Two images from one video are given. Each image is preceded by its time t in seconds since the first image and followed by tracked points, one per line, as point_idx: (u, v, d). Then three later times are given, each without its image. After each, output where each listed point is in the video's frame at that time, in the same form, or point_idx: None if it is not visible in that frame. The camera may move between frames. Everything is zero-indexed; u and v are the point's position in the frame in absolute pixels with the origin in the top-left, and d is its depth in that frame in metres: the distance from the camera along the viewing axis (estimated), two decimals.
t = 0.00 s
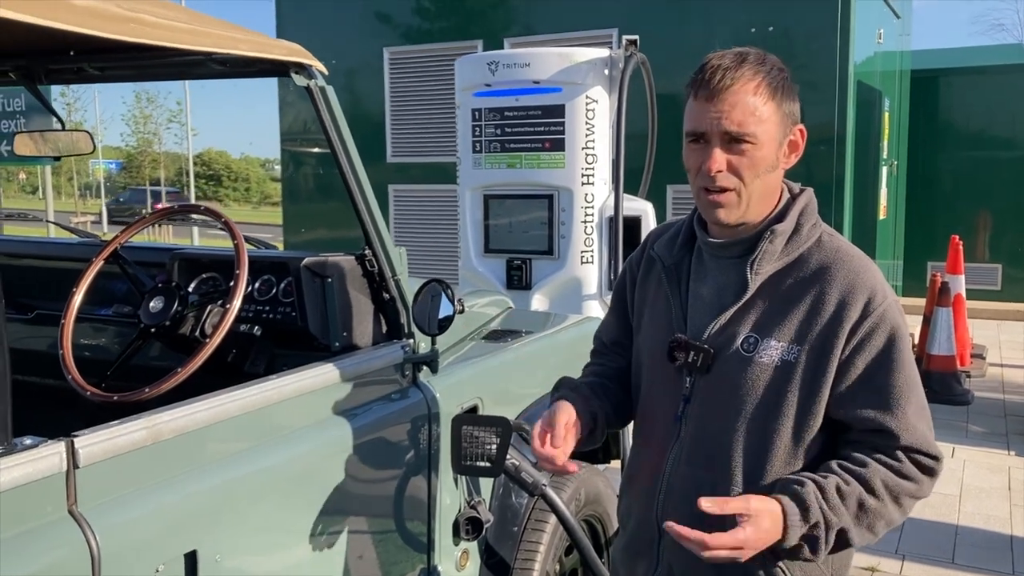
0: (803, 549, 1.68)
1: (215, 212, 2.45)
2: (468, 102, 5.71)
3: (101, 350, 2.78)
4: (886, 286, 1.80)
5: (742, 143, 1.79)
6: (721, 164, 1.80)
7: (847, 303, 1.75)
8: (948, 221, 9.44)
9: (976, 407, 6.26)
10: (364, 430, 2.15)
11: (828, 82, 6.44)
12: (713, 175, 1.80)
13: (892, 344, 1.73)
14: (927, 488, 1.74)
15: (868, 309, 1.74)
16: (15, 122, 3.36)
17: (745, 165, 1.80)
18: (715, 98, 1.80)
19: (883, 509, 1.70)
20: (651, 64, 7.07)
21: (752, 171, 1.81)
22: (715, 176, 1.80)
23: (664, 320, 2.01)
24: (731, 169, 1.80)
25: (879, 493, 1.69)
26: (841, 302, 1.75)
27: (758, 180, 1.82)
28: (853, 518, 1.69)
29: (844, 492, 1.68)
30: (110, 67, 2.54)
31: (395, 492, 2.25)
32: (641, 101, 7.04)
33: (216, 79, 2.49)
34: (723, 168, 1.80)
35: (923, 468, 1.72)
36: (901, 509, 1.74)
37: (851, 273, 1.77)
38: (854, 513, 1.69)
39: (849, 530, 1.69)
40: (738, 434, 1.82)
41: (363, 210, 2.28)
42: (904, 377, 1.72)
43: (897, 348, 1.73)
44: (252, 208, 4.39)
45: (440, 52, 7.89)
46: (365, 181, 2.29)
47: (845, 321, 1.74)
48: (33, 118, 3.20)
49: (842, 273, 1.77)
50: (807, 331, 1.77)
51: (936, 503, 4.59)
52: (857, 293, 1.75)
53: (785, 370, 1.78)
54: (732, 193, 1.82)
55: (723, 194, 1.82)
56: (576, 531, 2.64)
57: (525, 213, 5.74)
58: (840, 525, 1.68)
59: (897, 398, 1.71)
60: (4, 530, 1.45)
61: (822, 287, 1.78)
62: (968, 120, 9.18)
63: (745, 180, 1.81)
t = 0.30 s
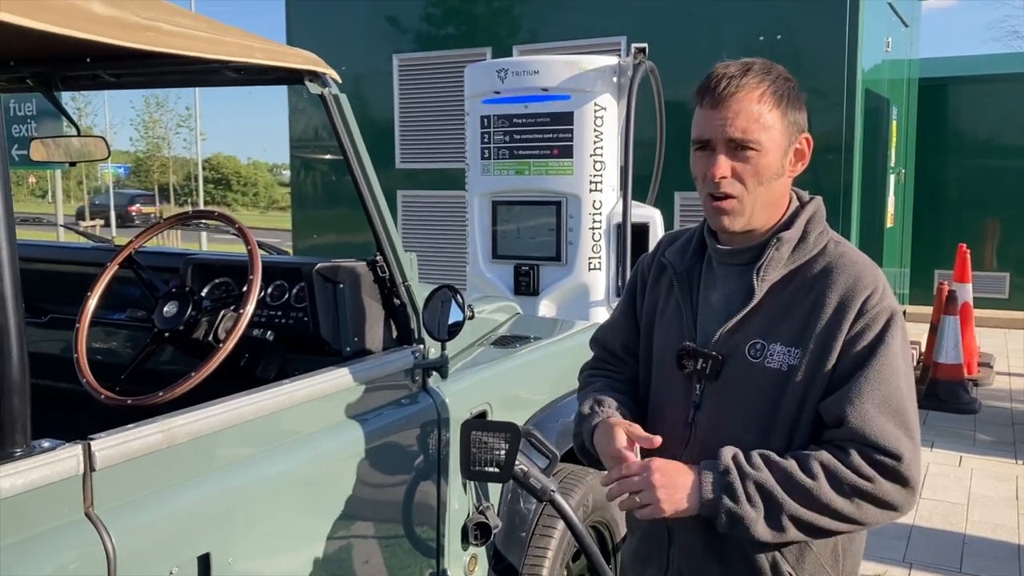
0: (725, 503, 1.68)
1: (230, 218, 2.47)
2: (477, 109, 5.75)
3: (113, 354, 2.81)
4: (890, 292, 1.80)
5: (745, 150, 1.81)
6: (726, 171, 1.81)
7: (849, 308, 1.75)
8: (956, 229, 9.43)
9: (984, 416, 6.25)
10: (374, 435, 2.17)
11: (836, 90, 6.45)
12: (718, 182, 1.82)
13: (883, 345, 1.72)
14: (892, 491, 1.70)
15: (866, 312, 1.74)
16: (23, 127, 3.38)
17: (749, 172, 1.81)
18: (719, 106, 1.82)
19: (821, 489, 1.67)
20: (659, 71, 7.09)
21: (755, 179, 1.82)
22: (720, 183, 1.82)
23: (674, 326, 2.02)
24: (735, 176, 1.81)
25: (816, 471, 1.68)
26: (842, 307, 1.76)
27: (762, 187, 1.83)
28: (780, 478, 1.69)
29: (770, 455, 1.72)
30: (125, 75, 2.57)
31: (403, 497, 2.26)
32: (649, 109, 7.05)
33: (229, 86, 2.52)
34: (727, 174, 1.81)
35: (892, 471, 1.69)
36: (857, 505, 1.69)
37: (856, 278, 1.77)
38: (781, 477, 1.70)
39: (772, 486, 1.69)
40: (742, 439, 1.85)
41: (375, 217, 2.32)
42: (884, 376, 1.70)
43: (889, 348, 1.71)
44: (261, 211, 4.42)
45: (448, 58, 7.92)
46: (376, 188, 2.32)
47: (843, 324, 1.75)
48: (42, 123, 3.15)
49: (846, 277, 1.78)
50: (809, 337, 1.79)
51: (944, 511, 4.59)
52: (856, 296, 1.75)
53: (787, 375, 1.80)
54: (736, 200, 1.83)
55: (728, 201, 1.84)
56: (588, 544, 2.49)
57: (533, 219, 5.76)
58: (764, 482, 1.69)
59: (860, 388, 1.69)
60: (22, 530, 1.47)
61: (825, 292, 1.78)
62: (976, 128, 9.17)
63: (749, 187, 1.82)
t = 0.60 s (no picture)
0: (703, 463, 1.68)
1: (238, 222, 2.50)
2: (484, 114, 5.75)
3: (119, 357, 2.82)
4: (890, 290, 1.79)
5: (755, 158, 1.80)
6: (737, 179, 1.80)
7: (844, 305, 1.74)
8: (964, 237, 9.40)
9: (993, 423, 6.22)
10: (378, 441, 2.17)
11: (845, 96, 6.43)
12: (729, 190, 1.81)
13: (875, 341, 1.70)
14: (869, 483, 1.65)
15: (862, 309, 1.73)
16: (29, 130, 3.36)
17: (759, 179, 1.80)
18: (727, 115, 1.80)
19: (795, 470, 1.65)
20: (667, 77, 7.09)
21: (765, 185, 1.81)
22: (731, 192, 1.81)
23: (679, 329, 2.01)
24: (746, 184, 1.80)
25: (790, 453, 1.67)
26: (838, 304, 1.75)
27: (772, 194, 1.82)
28: (757, 456, 1.69)
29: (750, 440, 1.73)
30: (135, 78, 2.58)
31: (409, 502, 2.26)
32: (656, 114, 7.05)
33: (239, 90, 2.53)
34: (738, 183, 1.80)
35: (869, 462, 1.65)
36: (833, 495, 1.65)
37: (854, 277, 1.76)
38: (757, 456, 1.69)
39: (749, 462, 1.68)
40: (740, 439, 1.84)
41: (383, 221, 2.32)
42: (871, 370, 1.67)
43: (881, 345, 1.70)
44: (273, 215, 4.49)
45: (456, 63, 7.92)
46: (384, 191, 2.33)
47: (839, 321, 1.73)
48: (50, 125, 3.19)
49: (844, 277, 1.77)
50: (807, 336, 1.78)
51: (952, 519, 4.57)
52: (854, 295, 1.74)
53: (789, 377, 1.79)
54: (748, 207, 1.82)
55: (739, 209, 1.83)
56: (595, 550, 2.48)
57: (540, 224, 5.77)
58: (736, 454, 1.69)
59: (842, 379, 1.67)
60: (31, 532, 1.47)
61: (824, 291, 1.77)
62: (985, 136, 9.14)
63: (760, 194, 1.81)
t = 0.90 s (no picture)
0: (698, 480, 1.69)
1: (246, 225, 2.50)
2: (491, 119, 5.77)
3: (128, 359, 2.84)
4: (891, 294, 1.78)
5: (755, 164, 1.79)
6: (737, 186, 1.80)
7: (842, 310, 1.74)
8: (972, 243, 9.37)
9: (1000, 430, 6.20)
10: (386, 444, 2.18)
11: (852, 101, 6.42)
12: (729, 197, 1.81)
13: (873, 344, 1.69)
14: (859, 489, 1.65)
15: (862, 313, 1.72)
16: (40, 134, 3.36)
17: (759, 185, 1.80)
18: (727, 122, 1.80)
19: (783, 479, 1.66)
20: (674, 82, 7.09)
21: (766, 192, 1.81)
22: (731, 198, 1.81)
23: (682, 334, 2.00)
24: (746, 191, 1.80)
25: (780, 461, 1.68)
26: (836, 309, 1.75)
27: (773, 200, 1.82)
28: (746, 465, 1.70)
29: (741, 449, 1.74)
30: (145, 82, 2.60)
31: (415, 506, 2.26)
32: (663, 119, 7.06)
33: (248, 94, 2.54)
34: (739, 188, 1.80)
35: (860, 467, 1.65)
36: (825, 503, 1.65)
37: (853, 281, 1.76)
38: (747, 465, 1.70)
39: (740, 475, 1.68)
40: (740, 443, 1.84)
41: (391, 225, 2.33)
42: (867, 374, 1.67)
43: (880, 348, 1.69)
44: (279, 219, 4.49)
45: (463, 67, 7.94)
46: (392, 195, 2.34)
47: (838, 325, 1.73)
48: (59, 130, 3.15)
49: (844, 280, 1.76)
50: (806, 341, 1.77)
51: (958, 526, 4.55)
52: (853, 298, 1.73)
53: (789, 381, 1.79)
54: (748, 214, 1.82)
55: (740, 216, 1.82)
56: (601, 554, 2.47)
57: (546, 229, 5.77)
58: (727, 466, 1.70)
59: (837, 382, 1.67)
60: (40, 532, 1.48)
61: (824, 295, 1.77)
62: (992, 141, 9.12)
63: (761, 201, 1.81)
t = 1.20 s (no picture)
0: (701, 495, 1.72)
1: (252, 228, 2.50)
2: (497, 122, 5.77)
3: (132, 362, 2.83)
4: (896, 297, 1.77)
5: (767, 169, 1.79)
6: (750, 190, 1.79)
7: (848, 315, 1.73)
8: (978, 248, 9.35)
9: (1006, 436, 6.17)
10: (391, 447, 2.17)
11: (857, 106, 6.42)
12: (740, 201, 1.80)
13: (879, 350, 1.68)
14: (867, 497, 1.65)
15: (868, 318, 1.71)
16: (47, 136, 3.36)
17: (770, 190, 1.80)
18: (740, 126, 1.80)
19: (790, 491, 1.66)
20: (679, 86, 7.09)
21: (776, 197, 1.80)
22: (743, 202, 1.80)
23: (685, 339, 1.99)
24: (759, 196, 1.80)
25: (785, 472, 1.67)
26: (842, 313, 1.74)
27: (783, 205, 1.82)
28: (752, 477, 1.70)
29: (747, 457, 1.74)
30: (152, 84, 2.60)
31: (420, 509, 2.26)
32: (669, 124, 7.05)
33: (255, 97, 2.54)
34: (751, 193, 1.79)
35: (868, 474, 1.64)
36: (831, 511, 1.65)
37: (858, 285, 1.75)
38: (753, 478, 1.70)
39: (746, 489, 1.69)
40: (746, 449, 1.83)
41: (396, 228, 2.33)
42: (874, 380, 1.66)
43: (887, 353, 1.68)
44: (285, 222, 4.49)
45: (468, 71, 7.95)
46: (398, 198, 2.33)
47: (844, 330, 1.72)
48: (65, 132, 3.20)
49: (849, 284, 1.75)
50: (811, 346, 1.77)
51: (964, 532, 4.53)
52: (859, 303, 1.73)
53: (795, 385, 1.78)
54: (758, 218, 1.81)
55: (751, 220, 1.81)
56: (606, 559, 2.46)
57: (551, 233, 5.77)
58: (736, 482, 1.70)
59: (843, 389, 1.67)
60: (46, 534, 1.48)
61: (829, 299, 1.76)
62: (998, 146, 9.09)
63: (772, 205, 1.80)
